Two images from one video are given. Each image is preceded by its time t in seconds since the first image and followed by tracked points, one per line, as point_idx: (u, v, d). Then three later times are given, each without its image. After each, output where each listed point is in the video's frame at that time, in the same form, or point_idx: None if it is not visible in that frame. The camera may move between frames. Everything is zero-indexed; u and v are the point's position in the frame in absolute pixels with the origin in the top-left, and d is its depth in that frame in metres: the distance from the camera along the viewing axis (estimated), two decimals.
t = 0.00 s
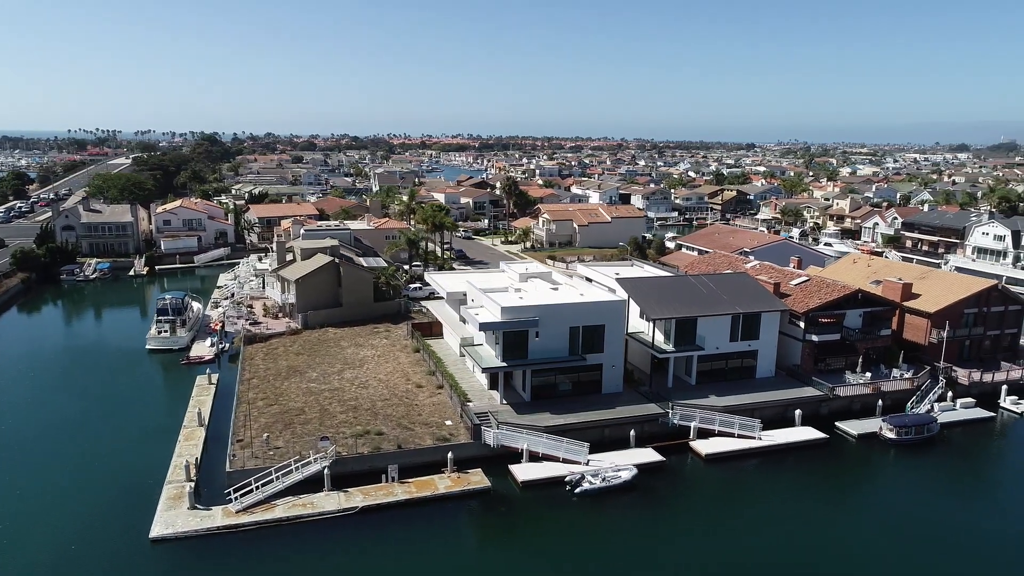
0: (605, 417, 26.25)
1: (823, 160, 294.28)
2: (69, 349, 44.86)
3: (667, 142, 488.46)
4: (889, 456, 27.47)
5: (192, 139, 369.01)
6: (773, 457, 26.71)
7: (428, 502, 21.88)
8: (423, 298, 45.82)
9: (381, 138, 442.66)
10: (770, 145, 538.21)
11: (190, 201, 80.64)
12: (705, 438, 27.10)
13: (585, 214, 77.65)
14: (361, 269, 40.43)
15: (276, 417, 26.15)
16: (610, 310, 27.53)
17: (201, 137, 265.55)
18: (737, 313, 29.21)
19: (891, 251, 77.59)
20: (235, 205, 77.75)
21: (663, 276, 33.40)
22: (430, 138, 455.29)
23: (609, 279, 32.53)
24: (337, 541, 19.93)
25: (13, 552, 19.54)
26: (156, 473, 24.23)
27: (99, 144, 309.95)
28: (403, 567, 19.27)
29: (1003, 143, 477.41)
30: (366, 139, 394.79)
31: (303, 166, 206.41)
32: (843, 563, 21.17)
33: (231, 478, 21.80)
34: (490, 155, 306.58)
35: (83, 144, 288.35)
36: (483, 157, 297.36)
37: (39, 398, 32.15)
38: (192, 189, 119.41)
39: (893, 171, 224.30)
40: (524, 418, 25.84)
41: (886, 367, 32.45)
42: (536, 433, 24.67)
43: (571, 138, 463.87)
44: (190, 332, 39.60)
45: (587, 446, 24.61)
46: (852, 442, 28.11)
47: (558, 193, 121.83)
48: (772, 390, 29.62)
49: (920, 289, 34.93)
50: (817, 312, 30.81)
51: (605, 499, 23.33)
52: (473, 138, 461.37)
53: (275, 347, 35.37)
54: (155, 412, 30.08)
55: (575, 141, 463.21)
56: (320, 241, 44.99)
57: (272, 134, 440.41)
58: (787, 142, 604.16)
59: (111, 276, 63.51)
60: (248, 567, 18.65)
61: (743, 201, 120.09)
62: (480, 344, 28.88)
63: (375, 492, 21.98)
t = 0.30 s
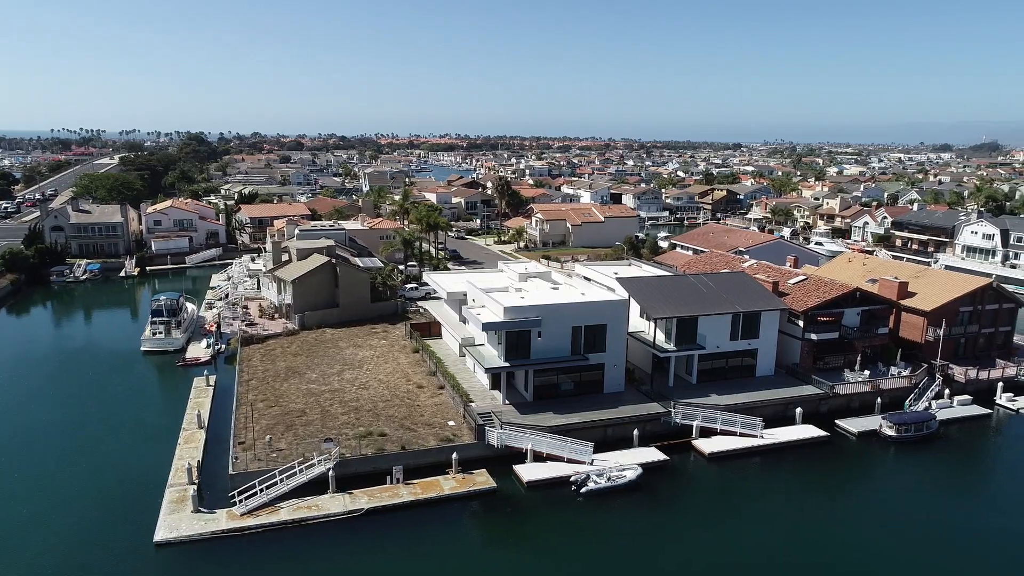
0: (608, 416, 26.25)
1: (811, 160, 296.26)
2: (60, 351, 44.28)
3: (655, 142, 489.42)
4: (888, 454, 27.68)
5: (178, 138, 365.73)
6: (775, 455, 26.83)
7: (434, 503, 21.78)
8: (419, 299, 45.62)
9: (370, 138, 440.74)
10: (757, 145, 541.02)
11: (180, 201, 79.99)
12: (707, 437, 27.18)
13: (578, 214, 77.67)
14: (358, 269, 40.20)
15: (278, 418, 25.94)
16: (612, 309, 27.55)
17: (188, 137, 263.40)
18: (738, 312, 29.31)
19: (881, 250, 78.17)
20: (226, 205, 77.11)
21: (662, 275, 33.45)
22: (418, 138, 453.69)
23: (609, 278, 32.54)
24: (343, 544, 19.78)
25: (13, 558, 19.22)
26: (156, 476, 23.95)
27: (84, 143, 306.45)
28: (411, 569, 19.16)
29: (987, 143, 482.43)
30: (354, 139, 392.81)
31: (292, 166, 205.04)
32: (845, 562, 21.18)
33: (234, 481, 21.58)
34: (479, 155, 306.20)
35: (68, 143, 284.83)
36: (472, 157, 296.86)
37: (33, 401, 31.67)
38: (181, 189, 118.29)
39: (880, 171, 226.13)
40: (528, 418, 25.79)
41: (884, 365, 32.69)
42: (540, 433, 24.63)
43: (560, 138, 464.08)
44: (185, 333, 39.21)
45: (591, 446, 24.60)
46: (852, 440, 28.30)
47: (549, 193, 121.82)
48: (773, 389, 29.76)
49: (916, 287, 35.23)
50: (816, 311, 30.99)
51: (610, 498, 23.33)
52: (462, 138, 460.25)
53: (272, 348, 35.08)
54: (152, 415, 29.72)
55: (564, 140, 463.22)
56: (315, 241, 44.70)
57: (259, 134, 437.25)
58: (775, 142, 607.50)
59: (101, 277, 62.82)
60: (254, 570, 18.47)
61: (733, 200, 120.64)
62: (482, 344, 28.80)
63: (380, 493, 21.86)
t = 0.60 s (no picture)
0: (613, 416, 26.25)
1: (800, 159, 298.00)
2: (53, 353, 43.81)
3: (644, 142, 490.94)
4: (890, 451, 27.85)
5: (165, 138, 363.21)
6: (778, 454, 26.93)
7: (441, 505, 21.69)
8: (417, 300, 45.47)
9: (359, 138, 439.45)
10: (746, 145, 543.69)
11: (172, 201, 79.31)
12: (711, 437, 27.26)
13: (573, 214, 77.74)
14: (356, 269, 40.01)
15: (280, 420, 25.76)
16: (616, 309, 27.54)
17: (176, 136, 261.47)
18: (740, 311, 29.40)
19: (873, 249, 78.75)
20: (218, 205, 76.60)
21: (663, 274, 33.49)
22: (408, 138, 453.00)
23: (610, 278, 32.54)
24: (351, 546, 19.65)
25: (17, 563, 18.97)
26: (158, 480, 23.70)
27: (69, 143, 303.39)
28: (419, 571, 19.04)
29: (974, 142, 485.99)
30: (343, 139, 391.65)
31: (282, 166, 203.82)
32: (847, 562, 21.18)
33: (240, 483, 21.39)
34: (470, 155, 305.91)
35: (55, 143, 282.46)
36: (463, 157, 296.53)
37: (28, 404, 31.25)
38: (170, 189, 117.32)
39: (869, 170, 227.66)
40: (533, 418, 25.75)
41: (883, 363, 32.90)
42: (546, 433, 24.58)
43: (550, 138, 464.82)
44: (182, 334, 38.87)
45: (597, 446, 24.58)
46: (854, 438, 28.47)
47: (542, 193, 121.86)
48: (775, 387, 29.88)
49: (913, 285, 35.48)
50: (817, 309, 31.16)
51: (617, 498, 23.32)
52: (452, 138, 459.03)
53: (272, 349, 34.86)
54: (150, 418, 29.40)
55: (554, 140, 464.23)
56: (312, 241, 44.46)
57: (249, 134, 434.70)
58: (764, 141, 609.88)
59: (93, 278, 62.24)
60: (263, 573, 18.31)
61: (724, 200, 121.10)
62: (485, 344, 28.73)
63: (387, 495, 21.73)
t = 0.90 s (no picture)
0: (618, 415, 26.25)
1: (790, 159, 299.27)
2: (49, 354, 43.39)
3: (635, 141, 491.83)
4: (893, 449, 28.02)
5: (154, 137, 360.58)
6: (783, 453, 27.01)
7: (449, 505, 21.62)
8: (415, 300, 45.31)
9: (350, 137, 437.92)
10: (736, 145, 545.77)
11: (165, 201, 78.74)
12: (716, 436, 27.32)
13: (568, 213, 77.82)
14: (356, 269, 39.85)
15: (285, 421, 25.57)
16: (620, 308, 27.54)
17: (165, 136, 259.52)
18: (743, 310, 29.46)
19: (867, 248, 79.18)
20: (212, 205, 76.14)
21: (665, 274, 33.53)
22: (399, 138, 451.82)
23: (613, 278, 32.55)
24: (361, 547, 19.55)
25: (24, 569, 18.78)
26: (163, 483, 23.52)
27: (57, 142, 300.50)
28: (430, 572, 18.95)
29: (962, 143, 489.19)
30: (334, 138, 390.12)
31: (273, 166, 202.75)
32: (854, 561, 21.20)
33: (247, 485, 21.23)
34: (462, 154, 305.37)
35: (42, 143, 279.35)
36: (454, 156, 296.05)
37: (26, 406, 30.91)
38: (162, 189, 116.45)
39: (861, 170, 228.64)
40: (539, 418, 25.72)
41: (884, 361, 33.09)
42: (552, 433, 24.56)
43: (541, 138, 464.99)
44: (180, 335, 38.56)
45: (603, 446, 24.59)
46: (857, 436, 28.62)
47: (536, 192, 121.79)
48: (778, 386, 29.99)
49: (912, 284, 35.70)
50: (818, 308, 31.30)
51: (624, 498, 23.34)
52: (443, 138, 457.84)
53: (272, 350, 34.65)
54: (152, 420, 29.15)
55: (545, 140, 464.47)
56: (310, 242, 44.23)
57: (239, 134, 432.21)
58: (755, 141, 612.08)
59: (86, 278, 61.74)
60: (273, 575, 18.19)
61: (717, 199, 121.48)
62: (489, 344, 28.67)
63: (395, 496, 21.64)
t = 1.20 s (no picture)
0: (625, 415, 26.26)
1: (781, 159, 300.66)
2: (45, 356, 43.01)
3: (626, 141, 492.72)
4: (896, 447, 28.17)
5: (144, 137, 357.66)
6: (788, 452, 27.09)
7: (459, 506, 21.55)
8: (415, 300, 45.17)
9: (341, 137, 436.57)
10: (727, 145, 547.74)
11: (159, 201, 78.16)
12: (721, 435, 27.37)
13: (565, 213, 77.84)
14: (356, 270, 39.68)
15: (290, 423, 25.42)
16: (625, 308, 27.52)
17: (155, 135, 257.66)
18: (746, 310, 29.52)
19: (862, 247, 79.56)
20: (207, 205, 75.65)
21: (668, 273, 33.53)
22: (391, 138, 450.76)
23: (616, 278, 32.54)
24: (371, 549, 19.44)
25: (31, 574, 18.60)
26: (168, 486, 23.35)
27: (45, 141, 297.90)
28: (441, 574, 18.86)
29: (951, 143, 492.74)
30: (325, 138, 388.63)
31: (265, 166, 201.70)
32: (862, 560, 21.21)
33: (256, 488, 21.08)
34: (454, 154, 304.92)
35: (31, 142, 276.90)
36: (447, 156, 295.55)
37: (25, 408, 30.62)
38: (154, 189, 115.65)
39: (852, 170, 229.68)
40: (546, 418, 25.68)
41: (885, 360, 33.25)
42: (560, 433, 24.53)
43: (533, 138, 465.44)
44: (179, 337, 38.27)
45: (611, 446, 24.58)
46: (861, 435, 28.74)
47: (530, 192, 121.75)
48: (782, 385, 30.09)
49: (912, 283, 35.91)
50: (821, 308, 31.41)
51: (633, 497, 23.34)
52: (435, 138, 457.61)
53: (273, 351, 34.45)
54: (154, 422, 28.95)
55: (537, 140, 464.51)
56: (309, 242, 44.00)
57: (229, 134, 429.57)
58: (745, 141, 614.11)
59: (81, 279, 61.21)
60: None
61: (711, 199, 121.83)
62: (494, 344, 28.60)
63: (404, 497, 21.55)
